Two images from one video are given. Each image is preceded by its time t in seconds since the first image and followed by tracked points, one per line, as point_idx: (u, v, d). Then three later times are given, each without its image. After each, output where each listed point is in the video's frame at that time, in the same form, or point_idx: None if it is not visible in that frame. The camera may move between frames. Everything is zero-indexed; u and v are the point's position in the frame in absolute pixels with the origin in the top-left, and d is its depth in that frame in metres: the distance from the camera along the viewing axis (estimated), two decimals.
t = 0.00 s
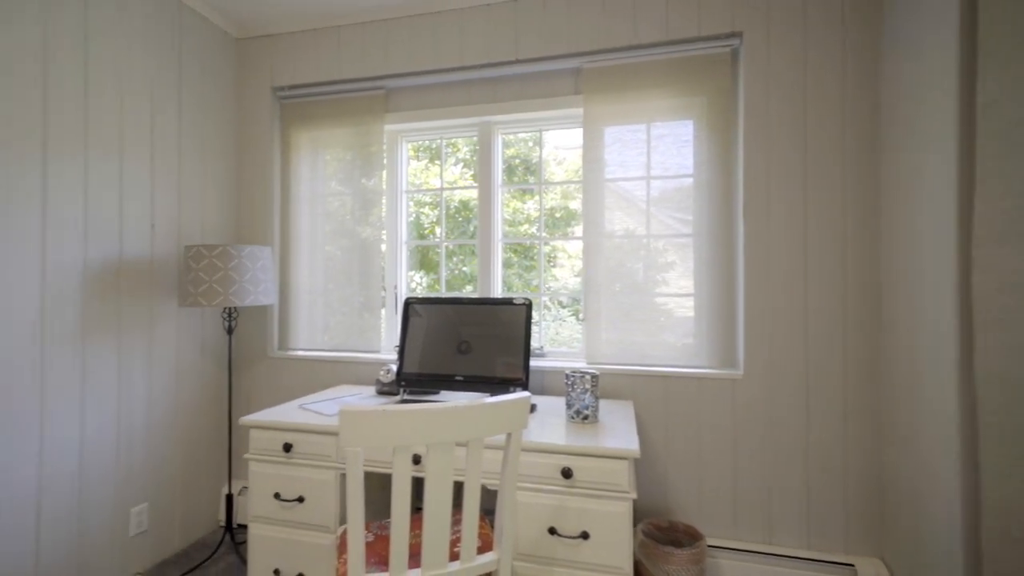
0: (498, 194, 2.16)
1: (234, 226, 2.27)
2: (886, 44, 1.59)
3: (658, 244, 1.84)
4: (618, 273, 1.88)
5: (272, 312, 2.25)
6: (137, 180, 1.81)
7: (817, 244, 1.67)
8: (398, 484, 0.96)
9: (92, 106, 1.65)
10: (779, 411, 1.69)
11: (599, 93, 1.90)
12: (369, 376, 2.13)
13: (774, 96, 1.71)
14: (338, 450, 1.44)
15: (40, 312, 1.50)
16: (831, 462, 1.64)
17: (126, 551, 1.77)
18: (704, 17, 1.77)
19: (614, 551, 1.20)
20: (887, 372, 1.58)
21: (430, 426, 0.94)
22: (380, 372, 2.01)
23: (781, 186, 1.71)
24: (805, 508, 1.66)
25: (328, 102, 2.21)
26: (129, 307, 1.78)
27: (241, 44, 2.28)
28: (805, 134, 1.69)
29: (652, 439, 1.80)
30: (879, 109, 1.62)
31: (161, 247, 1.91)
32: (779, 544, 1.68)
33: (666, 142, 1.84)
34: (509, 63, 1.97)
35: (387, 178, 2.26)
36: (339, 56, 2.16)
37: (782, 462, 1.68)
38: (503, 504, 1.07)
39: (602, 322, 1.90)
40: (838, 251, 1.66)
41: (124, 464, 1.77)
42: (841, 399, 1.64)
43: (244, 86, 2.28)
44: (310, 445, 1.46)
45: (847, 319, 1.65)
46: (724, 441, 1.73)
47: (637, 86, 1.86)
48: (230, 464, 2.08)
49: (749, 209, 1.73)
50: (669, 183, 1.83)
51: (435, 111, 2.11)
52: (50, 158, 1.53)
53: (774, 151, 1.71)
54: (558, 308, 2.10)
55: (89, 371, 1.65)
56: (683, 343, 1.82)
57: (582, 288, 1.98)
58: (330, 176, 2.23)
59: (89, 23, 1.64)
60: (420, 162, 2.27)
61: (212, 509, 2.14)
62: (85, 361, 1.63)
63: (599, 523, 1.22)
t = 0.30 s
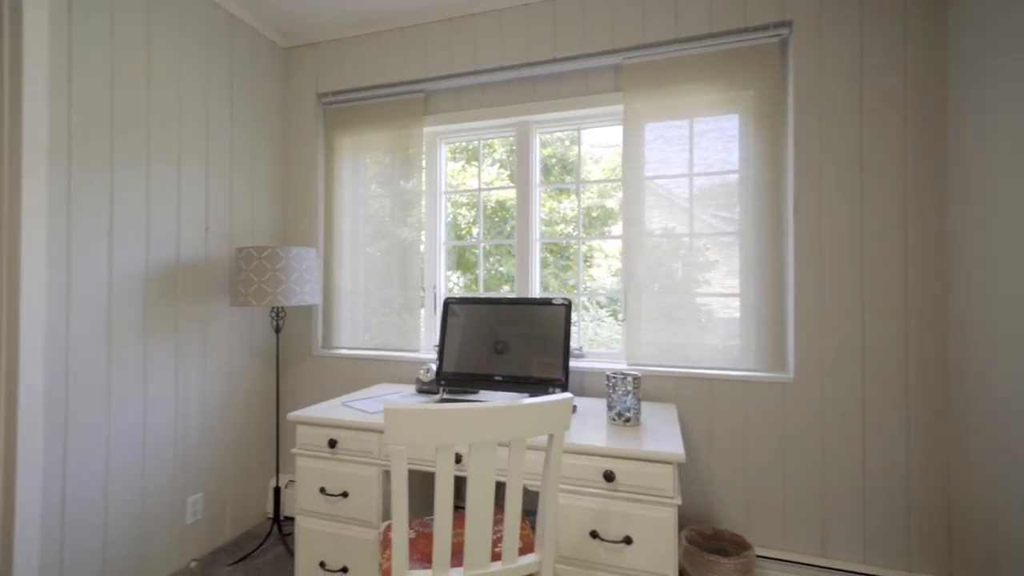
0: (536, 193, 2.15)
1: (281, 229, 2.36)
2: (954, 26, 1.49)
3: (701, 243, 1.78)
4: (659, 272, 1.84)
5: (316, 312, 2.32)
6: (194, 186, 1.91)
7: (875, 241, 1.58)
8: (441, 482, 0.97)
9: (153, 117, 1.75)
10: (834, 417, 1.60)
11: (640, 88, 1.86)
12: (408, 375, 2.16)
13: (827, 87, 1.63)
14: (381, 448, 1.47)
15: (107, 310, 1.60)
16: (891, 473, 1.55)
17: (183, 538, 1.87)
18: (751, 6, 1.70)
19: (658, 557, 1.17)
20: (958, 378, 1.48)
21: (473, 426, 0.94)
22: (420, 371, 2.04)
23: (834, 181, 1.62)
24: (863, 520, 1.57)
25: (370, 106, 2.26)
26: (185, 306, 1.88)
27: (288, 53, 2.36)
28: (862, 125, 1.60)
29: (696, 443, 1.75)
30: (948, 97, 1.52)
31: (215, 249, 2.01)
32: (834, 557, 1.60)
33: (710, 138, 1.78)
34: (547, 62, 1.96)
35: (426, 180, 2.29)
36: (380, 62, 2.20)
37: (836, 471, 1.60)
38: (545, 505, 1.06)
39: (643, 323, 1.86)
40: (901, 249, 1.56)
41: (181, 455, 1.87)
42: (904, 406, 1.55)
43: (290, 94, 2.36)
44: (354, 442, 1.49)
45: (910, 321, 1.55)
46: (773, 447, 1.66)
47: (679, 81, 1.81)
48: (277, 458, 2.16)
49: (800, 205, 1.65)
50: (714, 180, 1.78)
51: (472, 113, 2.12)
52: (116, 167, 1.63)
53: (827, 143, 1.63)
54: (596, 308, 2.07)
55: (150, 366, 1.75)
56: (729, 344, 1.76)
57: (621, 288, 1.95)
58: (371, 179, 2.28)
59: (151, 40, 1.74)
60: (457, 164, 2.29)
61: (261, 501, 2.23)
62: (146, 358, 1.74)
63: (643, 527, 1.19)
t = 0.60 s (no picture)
0: (572, 193, 2.13)
1: (322, 231, 2.43)
2: None
3: (744, 242, 1.73)
4: (699, 272, 1.79)
5: (356, 312, 2.38)
6: (242, 190, 1.99)
7: (935, 238, 1.50)
8: (481, 482, 0.98)
9: (205, 125, 1.84)
10: (888, 424, 1.53)
11: (680, 84, 1.82)
12: (445, 375, 2.19)
13: (881, 77, 1.55)
14: (420, 446, 1.49)
15: (164, 310, 1.70)
16: (953, 484, 1.46)
17: (232, 528, 1.95)
18: None
19: (702, 563, 1.14)
20: None
21: (513, 427, 0.95)
22: (456, 371, 2.06)
23: (889, 175, 1.55)
24: (921, 534, 1.49)
25: (407, 110, 2.31)
26: (234, 306, 1.97)
27: (329, 61, 2.44)
28: (920, 116, 1.51)
29: (739, 448, 1.70)
30: (1016, 84, 1.42)
31: (261, 251, 2.09)
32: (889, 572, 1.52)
33: (753, 133, 1.73)
34: (583, 60, 1.95)
35: (461, 181, 2.32)
36: (417, 66, 2.24)
37: (892, 480, 1.52)
38: (585, 507, 1.05)
39: (682, 324, 1.82)
40: (963, 246, 1.47)
41: (230, 448, 1.95)
42: (967, 413, 1.45)
43: (331, 100, 2.43)
44: (394, 439, 1.52)
45: (974, 323, 1.45)
46: (822, 454, 1.59)
47: (720, 76, 1.76)
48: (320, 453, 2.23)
49: (850, 202, 1.58)
50: (757, 177, 1.72)
51: (508, 113, 2.13)
52: (172, 174, 1.72)
53: (881, 137, 1.55)
54: (633, 309, 2.04)
55: (202, 363, 1.84)
56: (774, 347, 1.70)
57: (660, 289, 1.91)
58: (408, 182, 2.32)
59: (204, 52, 1.83)
60: (492, 165, 2.30)
61: (304, 494, 2.30)
62: (199, 355, 1.82)
63: (685, 533, 1.17)
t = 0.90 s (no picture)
0: (606, 192, 2.11)
1: (359, 232, 2.49)
2: None
3: (788, 240, 1.67)
4: (740, 272, 1.74)
5: (391, 312, 2.42)
6: (284, 193, 2.06)
7: (999, 236, 1.41)
8: (520, 483, 0.97)
9: (250, 131, 1.91)
10: (946, 433, 1.44)
11: (719, 79, 1.77)
12: (479, 375, 2.20)
13: (939, 66, 1.47)
14: (455, 445, 1.50)
15: (212, 309, 1.77)
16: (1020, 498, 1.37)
17: (274, 520, 2.02)
18: None
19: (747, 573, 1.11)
20: None
21: (553, 428, 0.94)
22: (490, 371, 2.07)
23: (946, 170, 1.46)
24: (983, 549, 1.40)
25: (442, 112, 2.33)
26: (276, 305, 2.03)
27: (365, 65, 2.49)
28: (982, 106, 1.43)
29: (782, 455, 1.64)
30: None
31: (301, 252, 2.15)
32: None
33: (799, 128, 1.66)
34: (619, 57, 1.92)
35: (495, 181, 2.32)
36: (451, 68, 2.26)
37: (950, 492, 1.44)
38: (624, 511, 1.03)
39: (722, 325, 1.77)
40: None
41: (273, 443, 2.02)
42: None
43: (368, 103, 2.48)
44: (430, 438, 1.54)
45: None
46: (872, 462, 1.52)
47: (762, 69, 1.71)
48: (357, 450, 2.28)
49: (904, 198, 1.50)
50: (802, 172, 1.65)
51: (541, 113, 2.13)
52: (219, 178, 1.79)
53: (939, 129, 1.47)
54: (668, 309, 1.99)
55: (247, 360, 1.91)
56: (820, 350, 1.63)
57: (698, 289, 1.86)
58: (441, 183, 2.35)
59: (248, 60, 1.90)
60: (524, 165, 2.30)
61: (341, 490, 2.36)
62: (244, 353, 1.90)
63: (729, 541, 1.13)
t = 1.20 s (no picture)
0: (643, 191, 2.07)
1: (395, 235, 2.53)
2: None
3: (836, 239, 1.60)
4: (784, 272, 1.68)
5: (427, 313, 2.45)
6: (324, 197, 2.12)
7: None
8: (563, 485, 0.97)
9: (293, 137, 1.97)
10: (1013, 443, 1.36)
11: (763, 74, 1.72)
12: (514, 375, 2.21)
13: (1004, 53, 1.39)
14: (493, 446, 1.51)
15: (259, 310, 1.84)
16: None
17: (316, 515, 2.08)
18: None
19: None
20: None
21: (596, 431, 0.93)
22: (526, 372, 2.07)
23: (1013, 164, 1.38)
24: None
25: (476, 114, 2.35)
26: (318, 306, 2.09)
27: (401, 70, 2.53)
28: None
29: (831, 462, 1.58)
30: None
31: (341, 254, 2.21)
32: None
33: (848, 122, 1.60)
34: (656, 55, 1.89)
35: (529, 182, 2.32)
36: (486, 70, 2.28)
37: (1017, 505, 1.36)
38: (669, 517, 1.02)
39: (765, 328, 1.72)
40: None
41: (314, 440, 2.08)
42: None
43: (404, 107, 2.53)
44: (468, 438, 1.55)
45: None
46: (930, 472, 1.45)
47: (807, 62, 1.65)
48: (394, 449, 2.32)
49: (965, 194, 1.42)
50: (852, 168, 1.59)
51: (576, 113, 2.12)
52: (265, 184, 1.86)
53: (1004, 121, 1.39)
54: (707, 311, 1.94)
55: (291, 359, 1.97)
56: (872, 353, 1.56)
57: (740, 290, 1.81)
58: (476, 185, 2.36)
59: (292, 69, 1.97)
60: (557, 166, 2.29)
61: (379, 487, 2.41)
62: (287, 352, 1.96)
63: (777, 550, 1.10)
